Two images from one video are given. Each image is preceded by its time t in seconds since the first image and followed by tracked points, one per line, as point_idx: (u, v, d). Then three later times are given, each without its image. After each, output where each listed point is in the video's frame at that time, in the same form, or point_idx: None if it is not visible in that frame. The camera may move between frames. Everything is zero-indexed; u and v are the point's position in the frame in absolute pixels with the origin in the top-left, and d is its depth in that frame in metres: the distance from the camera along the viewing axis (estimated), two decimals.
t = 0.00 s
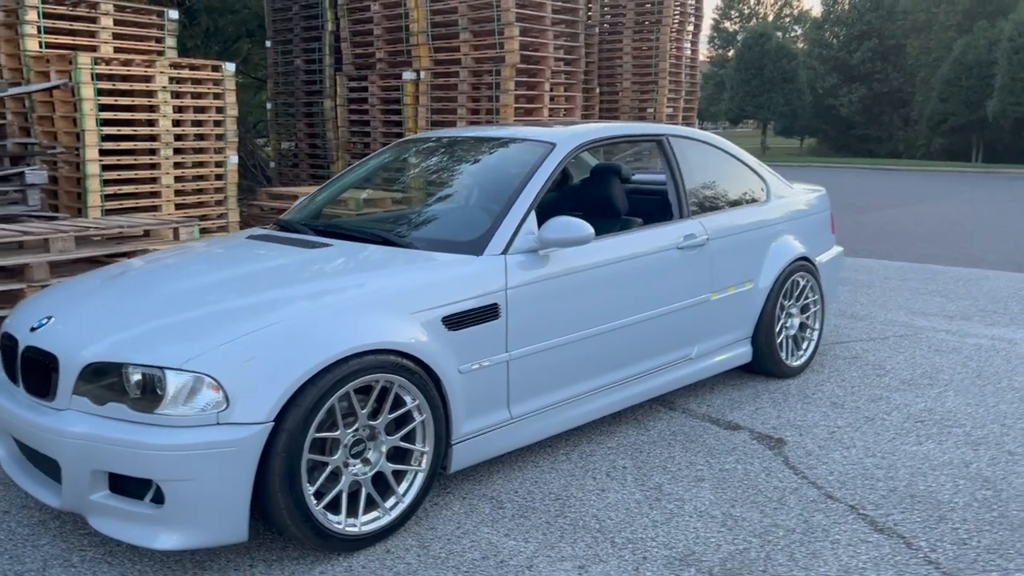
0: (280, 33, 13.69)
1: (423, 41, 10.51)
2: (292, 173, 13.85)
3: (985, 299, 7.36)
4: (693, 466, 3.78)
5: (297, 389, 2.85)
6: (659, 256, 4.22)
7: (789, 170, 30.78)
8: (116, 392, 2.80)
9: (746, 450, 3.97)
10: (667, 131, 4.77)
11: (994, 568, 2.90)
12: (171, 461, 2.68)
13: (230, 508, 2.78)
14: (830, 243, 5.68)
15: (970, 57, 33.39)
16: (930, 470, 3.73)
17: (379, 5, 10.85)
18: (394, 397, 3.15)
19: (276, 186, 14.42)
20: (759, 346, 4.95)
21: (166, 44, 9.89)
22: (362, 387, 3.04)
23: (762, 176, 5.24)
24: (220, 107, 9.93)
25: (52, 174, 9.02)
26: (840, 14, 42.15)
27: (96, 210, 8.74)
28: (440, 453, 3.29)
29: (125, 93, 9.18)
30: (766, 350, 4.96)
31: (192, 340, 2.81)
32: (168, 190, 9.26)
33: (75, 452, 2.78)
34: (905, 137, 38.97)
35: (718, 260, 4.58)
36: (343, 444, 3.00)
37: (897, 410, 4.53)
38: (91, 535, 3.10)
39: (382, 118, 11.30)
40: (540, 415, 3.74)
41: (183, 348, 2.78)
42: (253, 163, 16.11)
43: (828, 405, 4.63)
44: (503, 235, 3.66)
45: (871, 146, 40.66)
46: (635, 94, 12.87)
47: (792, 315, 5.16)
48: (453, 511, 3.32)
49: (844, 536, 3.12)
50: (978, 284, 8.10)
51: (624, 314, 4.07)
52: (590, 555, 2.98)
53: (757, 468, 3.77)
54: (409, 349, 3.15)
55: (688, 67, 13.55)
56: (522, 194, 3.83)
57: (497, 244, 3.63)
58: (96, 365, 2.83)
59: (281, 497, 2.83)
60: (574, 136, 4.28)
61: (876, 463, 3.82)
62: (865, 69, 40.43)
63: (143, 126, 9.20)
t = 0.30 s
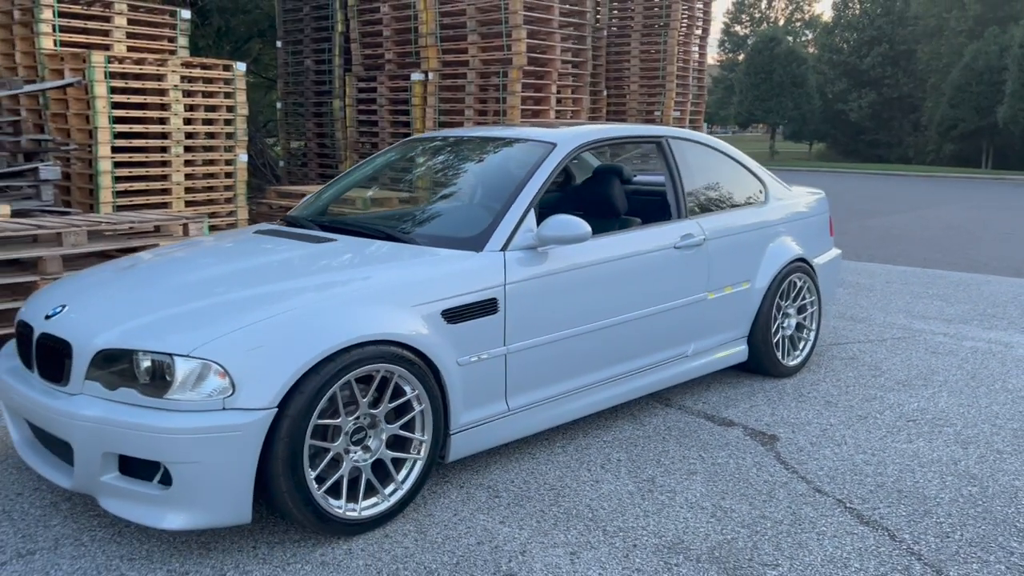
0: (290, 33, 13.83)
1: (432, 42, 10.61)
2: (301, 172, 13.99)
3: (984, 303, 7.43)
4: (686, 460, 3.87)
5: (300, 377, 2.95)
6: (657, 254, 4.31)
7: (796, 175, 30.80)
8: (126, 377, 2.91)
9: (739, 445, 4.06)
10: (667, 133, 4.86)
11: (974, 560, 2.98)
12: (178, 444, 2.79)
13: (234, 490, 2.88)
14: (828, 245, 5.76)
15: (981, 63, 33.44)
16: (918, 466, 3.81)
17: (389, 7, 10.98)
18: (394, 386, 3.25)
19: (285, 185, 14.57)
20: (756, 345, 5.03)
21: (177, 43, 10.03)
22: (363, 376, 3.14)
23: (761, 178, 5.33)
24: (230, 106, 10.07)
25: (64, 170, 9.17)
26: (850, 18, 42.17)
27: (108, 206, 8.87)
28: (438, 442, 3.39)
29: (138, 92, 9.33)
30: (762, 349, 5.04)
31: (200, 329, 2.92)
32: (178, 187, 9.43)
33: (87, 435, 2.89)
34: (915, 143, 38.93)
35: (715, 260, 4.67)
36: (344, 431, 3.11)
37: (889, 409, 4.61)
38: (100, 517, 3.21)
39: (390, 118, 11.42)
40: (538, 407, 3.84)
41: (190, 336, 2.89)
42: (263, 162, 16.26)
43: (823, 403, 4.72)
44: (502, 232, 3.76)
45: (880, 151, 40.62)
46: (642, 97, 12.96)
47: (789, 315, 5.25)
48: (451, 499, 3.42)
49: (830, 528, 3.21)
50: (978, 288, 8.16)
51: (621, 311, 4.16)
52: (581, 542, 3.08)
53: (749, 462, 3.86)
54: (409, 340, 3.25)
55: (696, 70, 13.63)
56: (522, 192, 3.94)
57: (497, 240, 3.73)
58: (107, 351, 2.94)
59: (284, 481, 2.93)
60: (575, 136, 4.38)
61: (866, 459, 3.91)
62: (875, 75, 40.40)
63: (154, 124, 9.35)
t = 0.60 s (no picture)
0: (315, 34, 14.05)
1: (453, 44, 10.79)
2: (324, 171, 14.21)
3: (999, 307, 7.47)
4: (692, 452, 3.99)
5: (322, 362, 3.11)
6: (667, 253, 4.43)
7: (817, 178, 30.68)
8: (157, 361, 3.07)
9: (744, 439, 4.17)
10: (679, 134, 4.98)
11: (968, 550, 3.07)
12: (206, 424, 2.95)
13: (257, 469, 3.03)
14: (840, 247, 5.84)
15: (1008, 67, 32.73)
16: (920, 462, 3.90)
17: (412, 9, 11.15)
18: (411, 374, 3.39)
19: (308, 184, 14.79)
20: (765, 343, 5.13)
21: (205, 44, 10.27)
22: (380, 363, 3.28)
23: (773, 180, 5.42)
24: (255, 105, 10.28)
25: (94, 167, 9.44)
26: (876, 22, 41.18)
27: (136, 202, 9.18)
28: (452, 429, 3.53)
29: (166, 91, 9.57)
30: (771, 347, 5.14)
31: (227, 316, 3.08)
32: (204, 184, 9.74)
33: (120, 415, 3.06)
34: (939, 147, 38.62)
35: (725, 259, 4.77)
36: (362, 416, 3.25)
37: (896, 408, 4.70)
38: (131, 494, 3.37)
39: (412, 118, 11.59)
40: (549, 398, 3.97)
41: (218, 323, 3.05)
42: (286, 161, 16.51)
43: (830, 401, 4.81)
44: (516, 228, 3.90)
45: (904, 156, 40.39)
46: (662, 100, 13.06)
47: (799, 314, 5.35)
48: (463, 484, 3.56)
49: (830, 517, 3.32)
50: (994, 292, 8.19)
51: (632, 307, 4.28)
52: (587, 526, 3.21)
53: (753, 455, 3.97)
54: (425, 330, 3.39)
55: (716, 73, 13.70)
56: (535, 191, 4.08)
57: (510, 237, 3.87)
58: (139, 337, 3.10)
59: (304, 462, 3.08)
60: (588, 137, 4.52)
61: (869, 454, 4.00)
62: (900, 79, 40.13)
63: (181, 122, 9.59)
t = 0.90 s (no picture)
0: (324, 34, 14.16)
1: (461, 44, 10.87)
2: (331, 170, 14.34)
3: (996, 311, 7.54)
4: (685, 449, 4.08)
5: (324, 357, 3.20)
6: (665, 254, 4.52)
7: (823, 181, 30.70)
8: (164, 354, 3.18)
9: (737, 438, 4.26)
10: (678, 138, 5.06)
11: (950, 547, 3.16)
12: (211, 416, 3.06)
13: (260, 459, 3.14)
14: (837, 251, 5.92)
15: (1017, 72, 32.88)
16: (908, 462, 3.99)
17: (420, 9, 11.24)
18: (410, 370, 3.49)
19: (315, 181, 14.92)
20: (760, 345, 5.21)
21: (215, 42, 10.38)
22: (381, 359, 3.38)
23: (771, 184, 5.50)
24: (264, 104, 10.40)
25: (104, 163, 9.57)
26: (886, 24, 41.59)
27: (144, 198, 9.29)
28: (450, 423, 3.62)
29: (176, 88, 9.69)
30: (767, 348, 5.22)
31: (232, 311, 3.18)
32: (212, 181, 9.84)
33: (127, 406, 3.16)
34: (947, 151, 38.57)
35: (722, 261, 4.86)
36: (363, 410, 3.35)
37: (888, 409, 4.79)
38: (138, 483, 3.48)
39: (418, 118, 11.69)
40: (546, 395, 4.07)
41: (224, 317, 3.15)
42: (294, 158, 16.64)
43: (823, 401, 4.90)
44: (516, 229, 4.00)
45: (911, 160, 40.34)
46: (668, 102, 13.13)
47: (796, 317, 5.43)
48: (461, 478, 3.66)
49: (817, 514, 3.41)
50: (992, 296, 8.27)
51: (628, 307, 4.37)
52: (580, 519, 3.31)
53: (745, 453, 4.06)
54: (425, 327, 3.49)
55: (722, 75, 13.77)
56: (535, 192, 4.18)
57: (510, 237, 3.96)
58: (147, 330, 3.21)
59: (306, 453, 3.18)
60: (588, 140, 4.61)
61: (859, 454, 4.09)
62: (908, 82, 40.08)
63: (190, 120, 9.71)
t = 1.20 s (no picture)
0: (327, 33, 14.21)
1: (463, 44, 10.92)
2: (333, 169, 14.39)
3: (993, 313, 7.58)
4: (679, 447, 4.13)
5: (320, 353, 3.25)
6: (660, 254, 4.56)
7: (825, 183, 30.71)
8: (163, 349, 3.23)
9: (730, 436, 4.31)
10: (675, 139, 5.11)
11: (936, 544, 3.21)
12: (208, 409, 3.10)
13: (257, 453, 3.18)
14: (833, 252, 5.96)
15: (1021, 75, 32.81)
16: (899, 461, 4.03)
17: (423, 8, 11.28)
18: (406, 366, 3.53)
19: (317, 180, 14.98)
20: (755, 345, 5.26)
21: (218, 40, 10.43)
22: (376, 355, 3.42)
23: (767, 185, 5.54)
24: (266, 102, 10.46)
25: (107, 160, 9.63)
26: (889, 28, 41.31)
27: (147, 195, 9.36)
28: (445, 419, 3.67)
29: (179, 86, 9.75)
30: (762, 348, 5.26)
31: (230, 307, 3.22)
32: (214, 179, 9.89)
33: (127, 399, 3.21)
34: (950, 154, 38.57)
35: (717, 261, 4.90)
36: (359, 405, 3.39)
37: (881, 409, 4.83)
38: (137, 476, 3.53)
39: (421, 117, 11.74)
40: (541, 392, 4.11)
41: (222, 313, 3.20)
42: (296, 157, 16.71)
43: (817, 401, 4.94)
44: (512, 228, 4.03)
45: (915, 162, 40.31)
46: (670, 103, 13.17)
47: (791, 317, 5.47)
48: (456, 473, 3.70)
49: (806, 511, 3.45)
50: (989, 298, 8.31)
51: (623, 306, 4.41)
52: (572, 514, 3.36)
53: (738, 451, 4.10)
54: (420, 324, 3.53)
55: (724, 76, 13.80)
56: (532, 192, 4.21)
57: (506, 235, 4.00)
58: (147, 325, 3.26)
59: (302, 447, 3.22)
60: (585, 140, 4.66)
61: (850, 452, 4.13)
62: (913, 84, 40.04)
63: (193, 118, 9.77)
